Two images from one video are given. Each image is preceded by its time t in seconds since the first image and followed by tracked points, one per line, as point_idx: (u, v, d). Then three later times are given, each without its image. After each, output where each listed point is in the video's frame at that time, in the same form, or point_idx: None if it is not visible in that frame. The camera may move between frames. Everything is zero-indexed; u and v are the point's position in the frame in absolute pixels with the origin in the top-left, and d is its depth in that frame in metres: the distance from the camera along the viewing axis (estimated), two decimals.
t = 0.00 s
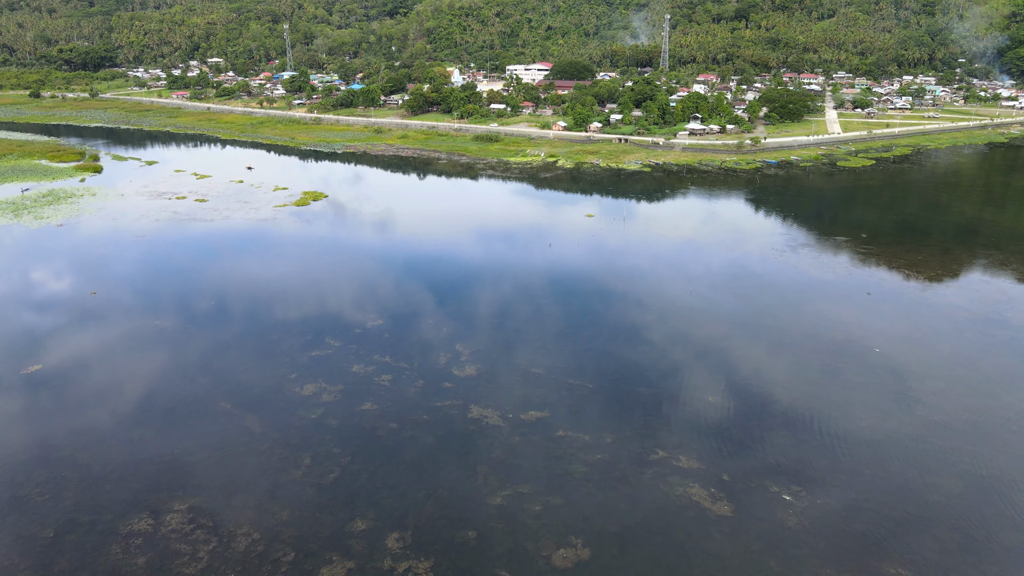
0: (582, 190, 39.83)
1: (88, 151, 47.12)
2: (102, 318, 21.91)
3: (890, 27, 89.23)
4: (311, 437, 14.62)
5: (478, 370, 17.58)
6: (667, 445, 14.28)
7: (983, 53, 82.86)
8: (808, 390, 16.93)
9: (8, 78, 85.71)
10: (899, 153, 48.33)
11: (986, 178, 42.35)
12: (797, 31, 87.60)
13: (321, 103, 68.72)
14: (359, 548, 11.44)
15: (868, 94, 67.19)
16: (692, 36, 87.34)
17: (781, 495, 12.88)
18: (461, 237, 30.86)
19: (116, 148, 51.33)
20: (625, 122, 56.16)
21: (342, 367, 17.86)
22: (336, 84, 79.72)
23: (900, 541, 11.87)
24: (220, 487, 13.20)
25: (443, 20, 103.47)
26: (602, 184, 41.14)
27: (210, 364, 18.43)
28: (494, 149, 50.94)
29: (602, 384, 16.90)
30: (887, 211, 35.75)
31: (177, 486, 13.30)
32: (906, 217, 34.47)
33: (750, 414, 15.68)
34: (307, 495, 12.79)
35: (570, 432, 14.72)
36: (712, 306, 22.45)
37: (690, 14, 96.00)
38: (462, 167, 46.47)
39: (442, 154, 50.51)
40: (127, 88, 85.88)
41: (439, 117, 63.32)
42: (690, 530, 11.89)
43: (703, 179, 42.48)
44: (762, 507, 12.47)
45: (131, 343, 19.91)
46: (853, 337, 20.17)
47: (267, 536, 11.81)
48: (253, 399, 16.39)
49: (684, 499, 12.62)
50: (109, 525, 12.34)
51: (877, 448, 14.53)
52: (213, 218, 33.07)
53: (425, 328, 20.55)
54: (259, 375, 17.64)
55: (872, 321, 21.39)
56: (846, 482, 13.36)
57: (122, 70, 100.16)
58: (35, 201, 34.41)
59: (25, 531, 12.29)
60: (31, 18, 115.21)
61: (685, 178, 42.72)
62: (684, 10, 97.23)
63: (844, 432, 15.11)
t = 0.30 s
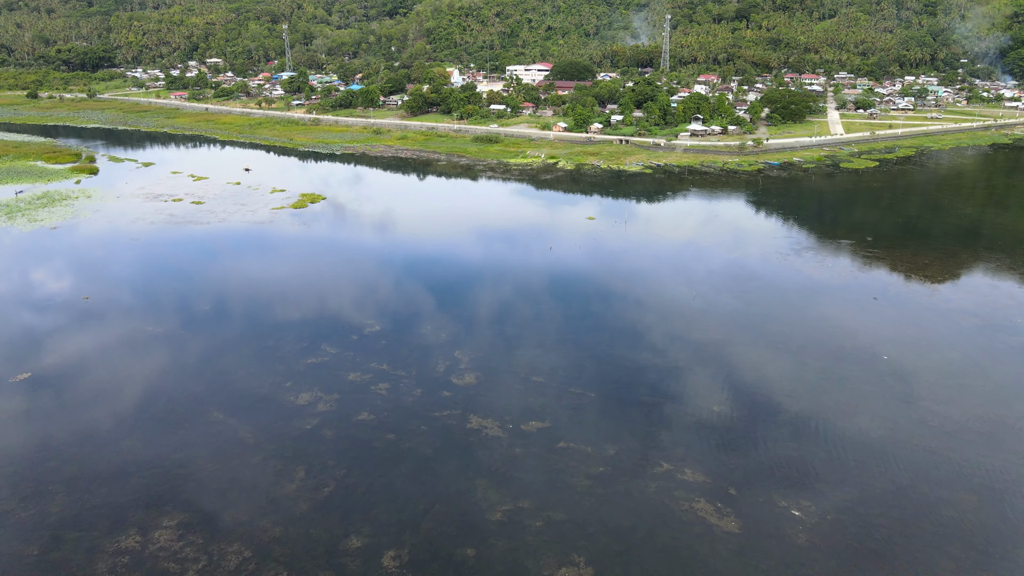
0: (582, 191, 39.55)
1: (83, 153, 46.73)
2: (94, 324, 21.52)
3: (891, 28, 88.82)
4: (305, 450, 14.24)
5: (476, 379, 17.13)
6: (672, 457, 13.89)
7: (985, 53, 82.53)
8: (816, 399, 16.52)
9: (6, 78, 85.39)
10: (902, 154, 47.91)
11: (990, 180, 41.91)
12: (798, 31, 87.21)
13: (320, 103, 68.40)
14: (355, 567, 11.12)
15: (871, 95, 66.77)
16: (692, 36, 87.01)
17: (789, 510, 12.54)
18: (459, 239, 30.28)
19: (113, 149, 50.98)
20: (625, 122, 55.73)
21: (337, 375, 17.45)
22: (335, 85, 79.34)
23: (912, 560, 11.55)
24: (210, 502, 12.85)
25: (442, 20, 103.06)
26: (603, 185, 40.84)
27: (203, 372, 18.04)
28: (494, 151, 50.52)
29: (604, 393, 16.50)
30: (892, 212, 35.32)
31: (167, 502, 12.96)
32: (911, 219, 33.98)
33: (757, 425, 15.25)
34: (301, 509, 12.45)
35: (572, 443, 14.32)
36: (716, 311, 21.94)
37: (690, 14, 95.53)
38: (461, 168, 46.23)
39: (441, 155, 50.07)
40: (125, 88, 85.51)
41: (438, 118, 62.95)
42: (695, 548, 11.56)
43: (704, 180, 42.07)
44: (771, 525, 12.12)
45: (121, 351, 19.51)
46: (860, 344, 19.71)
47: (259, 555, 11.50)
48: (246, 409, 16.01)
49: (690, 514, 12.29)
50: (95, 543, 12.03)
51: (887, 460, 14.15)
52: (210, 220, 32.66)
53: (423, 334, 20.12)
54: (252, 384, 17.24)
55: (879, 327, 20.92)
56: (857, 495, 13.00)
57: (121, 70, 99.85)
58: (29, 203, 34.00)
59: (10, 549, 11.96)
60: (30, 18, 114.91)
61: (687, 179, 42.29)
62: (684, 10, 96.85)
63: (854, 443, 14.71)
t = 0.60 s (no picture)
0: (583, 192, 39.14)
1: (80, 154, 46.40)
2: (85, 331, 21.13)
3: (892, 28, 88.39)
4: (299, 462, 13.90)
5: (476, 388, 16.70)
6: (677, 470, 13.55)
7: (987, 53, 82.17)
8: (824, 408, 16.17)
9: (4, 79, 85.06)
10: (906, 156, 47.49)
11: (996, 181, 41.49)
12: (799, 31, 86.79)
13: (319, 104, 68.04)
14: None
15: (873, 95, 66.36)
16: (693, 36, 86.62)
17: (799, 525, 12.22)
18: (458, 241, 29.74)
19: (109, 150, 50.56)
20: (626, 123, 55.30)
21: (333, 383, 17.05)
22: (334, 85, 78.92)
23: None
24: (201, 518, 12.53)
25: (442, 20, 102.69)
26: (604, 186, 40.42)
27: (196, 380, 17.65)
28: (494, 152, 50.12)
29: (607, 402, 16.13)
30: (897, 213, 34.90)
31: (155, 518, 12.63)
32: (917, 221, 33.52)
33: (764, 436, 14.89)
34: (295, 525, 12.14)
35: (574, 455, 13.96)
36: (720, 317, 21.49)
37: (691, 14, 95.13)
38: (461, 169, 45.88)
39: (441, 156, 49.63)
40: (123, 89, 85.17)
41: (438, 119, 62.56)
42: (700, 566, 11.26)
43: (707, 181, 41.58)
44: (781, 541, 11.81)
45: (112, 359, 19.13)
46: (868, 351, 19.29)
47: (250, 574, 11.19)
48: (239, 419, 15.63)
49: (695, 531, 11.98)
50: (80, 561, 11.70)
51: (899, 471, 13.83)
52: (206, 223, 32.23)
53: (421, 340, 19.68)
54: (246, 393, 16.85)
55: (887, 333, 20.47)
56: (867, 508, 12.71)
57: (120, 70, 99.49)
58: (23, 206, 33.62)
59: None
60: (29, 18, 114.59)
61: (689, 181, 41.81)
62: (685, 9, 96.44)
63: (865, 455, 14.34)
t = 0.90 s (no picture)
0: (584, 193, 38.74)
1: (77, 155, 46.05)
2: (76, 336, 20.75)
3: (894, 28, 87.94)
4: (293, 475, 13.58)
5: (476, 396, 16.31)
6: (682, 484, 13.24)
7: (989, 54, 81.73)
8: (833, 418, 15.84)
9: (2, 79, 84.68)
10: (909, 157, 47.09)
11: (1001, 182, 41.09)
12: (800, 31, 86.38)
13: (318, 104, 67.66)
14: None
15: (875, 96, 65.97)
16: (694, 36, 86.23)
17: (809, 543, 11.96)
18: (456, 245, 29.18)
19: (106, 150, 50.12)
20: (627, 124, 54.89)
21: (328, 392, 16.64)
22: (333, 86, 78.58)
23: None
24: (191, 534, 12.23)
25: (442, 20, 102.34)
26: (606, 188, 39.98)
27: (189, 388, 17.30)
28: (494, 153, 49.71)
29: (610, 411, 15.78)
30: (902, 215, 34.50)
31: (144, 534, 12.32)
32: (923, 223, 33.09)
33: (772, 449, 14.54)
34: (289, 543, 11.84)
35: (576, 468, 13.67)
36: (725, 323, 21.03)
37: (692, 14, 94.72)
38: (461, 170, 45.50)
39: (440, 157, 49.22)
40: (121, 89, 84.80)
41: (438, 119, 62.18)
42: None
43: (709, 183, 41.14)
44: (790, 559, 11.55)
45: (103, 365, 18.77)
46: (877, 358, 18.90)
47: None
48: (232, 430, 15.29)
49: (701, 548, 11.70)
50: None
51: (912, 484, 13.54)
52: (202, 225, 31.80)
53: (419, 347, 19.19)
54: (240, 402, 16.48)
55: (895, 340, 20.05)
56: (882, 526, 12.40)
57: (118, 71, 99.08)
58: (17, 207, 33.25)
59: None
60: (27, 18, 114.22)
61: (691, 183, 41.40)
62: (686, 9, 96.00)
63: (876, 468, 14.03)
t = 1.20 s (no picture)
0: (585, 194, 38.32)
1: (73, 157, 45.69)
2: (67, 341, 20.36)
3: (895, 28, 87.54)
4: (287, 489, 13.23)
5: (475, 406, 15.88)
6: (689, 499, 12.89)
7: (991, 54, 81.32)
8: (841, 430, 15.44)
9: None
10: (912, 158, 46.70)
11: (1005, 184, 40.69)
12: (801, 32, 85.99)
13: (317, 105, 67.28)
14: None
15: (877, 97, 65.58)
16: (695, 36, 85.83)
17: (819, 561, 11.68)
18: (454, 247, 28.61)
19: (103, 151, 49.79)
20: (628, 125, 54.51)
21: (324, 401, 16.24)
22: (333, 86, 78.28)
23: None
24: (182, 552, 11.94)
25: (442, 20, 101.97)
26: (607, 189, 39.56)
27: (181, 396, 16.91)
28: (494, 154, 49.31)
29: (613, 421, 15.39)
30: (908, 216, 34.03)
31: (133, 552, 12.03)
32: (929, 225, 32.64)
33: (782, 462, 14.14)
34: (283, 562, 11.55)
35: (578, 481, 13.32)
36: (729, 328, 20.57)
37: (692, 14, 94.35)
38: (460, 171, 45.07)
39: (439, 159, 48.82)
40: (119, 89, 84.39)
41: (437, 120, 61.81)
42: None
43: (711, 185, 40.70)
44: None
45: (94, 372, 18.40)
46: (886, 366, 18.48)
47: None
48: (224, 441, 14.93)
49: (707, 567, 11.40)
50: None
51: (924, 500, 13.18)
52: (197, 227, 31.39)
53: (418, 354, 18.70)
54: (233, 411, 16.09)
55: (904, 347, 19.61)
56: (895, 547, 12.04)
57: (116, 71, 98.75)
58: (11, 210, 32.89)
59: None
60: (25, 18, 113.86)
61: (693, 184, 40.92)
62: (687, 9, 95.60)
63: (887, 482, 13.69)
